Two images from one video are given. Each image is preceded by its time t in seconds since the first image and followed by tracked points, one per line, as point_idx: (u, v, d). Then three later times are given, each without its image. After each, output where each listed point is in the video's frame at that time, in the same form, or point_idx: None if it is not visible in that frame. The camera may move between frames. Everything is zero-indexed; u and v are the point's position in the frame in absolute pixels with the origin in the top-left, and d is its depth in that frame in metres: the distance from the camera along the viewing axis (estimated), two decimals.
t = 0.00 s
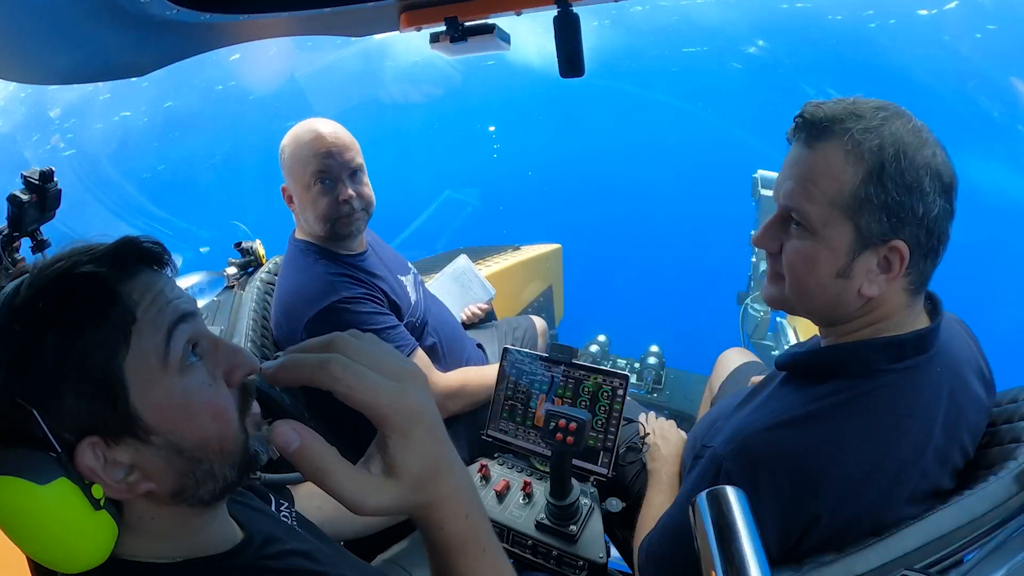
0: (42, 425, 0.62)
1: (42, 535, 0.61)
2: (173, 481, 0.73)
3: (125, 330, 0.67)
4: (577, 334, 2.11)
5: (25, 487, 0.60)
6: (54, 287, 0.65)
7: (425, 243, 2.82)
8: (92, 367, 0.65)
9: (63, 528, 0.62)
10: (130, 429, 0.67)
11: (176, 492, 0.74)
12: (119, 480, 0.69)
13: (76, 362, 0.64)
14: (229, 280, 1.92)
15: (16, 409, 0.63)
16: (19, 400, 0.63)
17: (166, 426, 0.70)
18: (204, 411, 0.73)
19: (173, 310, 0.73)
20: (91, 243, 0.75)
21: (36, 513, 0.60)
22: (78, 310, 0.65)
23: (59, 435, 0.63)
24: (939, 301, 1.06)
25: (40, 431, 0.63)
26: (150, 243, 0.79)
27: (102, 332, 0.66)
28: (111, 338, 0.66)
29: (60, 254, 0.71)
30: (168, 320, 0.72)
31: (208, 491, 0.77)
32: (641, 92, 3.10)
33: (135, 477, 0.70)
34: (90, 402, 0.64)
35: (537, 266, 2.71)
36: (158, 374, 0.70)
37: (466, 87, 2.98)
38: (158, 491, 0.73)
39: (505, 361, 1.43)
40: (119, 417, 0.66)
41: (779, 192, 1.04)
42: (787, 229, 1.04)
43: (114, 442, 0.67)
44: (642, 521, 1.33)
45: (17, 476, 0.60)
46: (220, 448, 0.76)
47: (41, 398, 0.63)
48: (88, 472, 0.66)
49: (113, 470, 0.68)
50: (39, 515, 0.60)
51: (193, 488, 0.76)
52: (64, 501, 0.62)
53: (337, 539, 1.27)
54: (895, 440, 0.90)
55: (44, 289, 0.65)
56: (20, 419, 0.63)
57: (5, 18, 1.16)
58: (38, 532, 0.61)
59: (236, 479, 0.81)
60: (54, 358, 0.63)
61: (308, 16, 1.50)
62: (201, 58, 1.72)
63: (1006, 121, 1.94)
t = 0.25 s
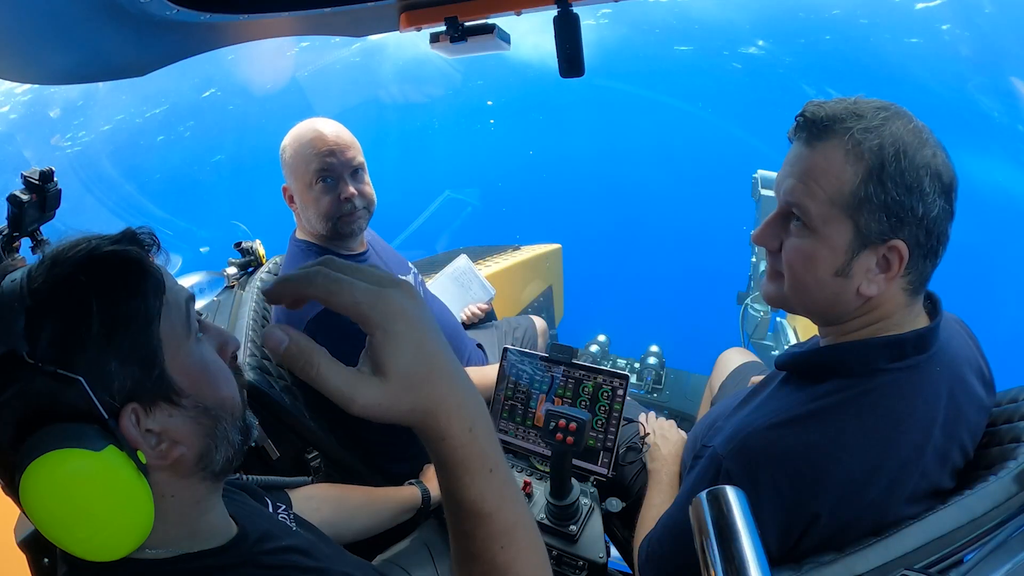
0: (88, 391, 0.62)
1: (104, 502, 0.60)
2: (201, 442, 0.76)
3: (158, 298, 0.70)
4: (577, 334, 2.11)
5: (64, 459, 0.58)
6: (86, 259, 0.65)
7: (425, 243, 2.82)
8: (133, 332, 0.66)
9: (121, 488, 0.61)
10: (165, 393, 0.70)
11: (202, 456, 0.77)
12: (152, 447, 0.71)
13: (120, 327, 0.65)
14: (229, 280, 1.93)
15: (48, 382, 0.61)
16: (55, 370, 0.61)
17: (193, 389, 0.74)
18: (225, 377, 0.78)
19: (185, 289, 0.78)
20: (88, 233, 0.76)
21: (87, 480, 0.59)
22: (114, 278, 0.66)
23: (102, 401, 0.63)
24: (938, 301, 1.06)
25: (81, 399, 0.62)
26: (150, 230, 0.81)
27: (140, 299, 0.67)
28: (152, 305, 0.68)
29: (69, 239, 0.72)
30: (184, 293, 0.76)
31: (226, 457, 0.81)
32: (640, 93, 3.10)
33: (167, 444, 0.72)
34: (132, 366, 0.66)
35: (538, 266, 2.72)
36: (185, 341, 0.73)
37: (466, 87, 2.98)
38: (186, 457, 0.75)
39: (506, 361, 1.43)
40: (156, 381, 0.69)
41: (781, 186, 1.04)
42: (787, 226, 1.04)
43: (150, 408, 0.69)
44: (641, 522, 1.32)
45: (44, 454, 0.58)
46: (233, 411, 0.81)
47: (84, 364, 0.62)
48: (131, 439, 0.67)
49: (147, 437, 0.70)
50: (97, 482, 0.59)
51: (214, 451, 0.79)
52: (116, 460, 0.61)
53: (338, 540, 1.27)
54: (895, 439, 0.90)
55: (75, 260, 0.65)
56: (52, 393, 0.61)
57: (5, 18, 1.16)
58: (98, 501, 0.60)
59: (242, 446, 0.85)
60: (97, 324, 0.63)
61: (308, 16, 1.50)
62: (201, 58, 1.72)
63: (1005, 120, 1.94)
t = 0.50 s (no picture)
0: (91, 393, 0.62)
1: (109, 503, 0.60)
2: (198, 444, 0.77)
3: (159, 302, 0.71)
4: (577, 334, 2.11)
5: (63, 462, 0.58)
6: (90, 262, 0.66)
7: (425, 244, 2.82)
8: (136, 336, 0.67)
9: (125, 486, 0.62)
10: (165, 395, 0.71)
11: (198, 458, 0.78)
12: (151, 450, 0.71)
13: (123, 330, 0.66)
14: (229, 280, 1.92)
15: (51, 386, 0.61)
16: (58, 373, 0.61)
17: (191, 392, 0.75)
18: (220, 382, 0.80)
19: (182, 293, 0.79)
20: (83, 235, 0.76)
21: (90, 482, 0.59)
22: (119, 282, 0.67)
23: (105, 403, 0.64)
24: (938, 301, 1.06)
25: (84, 401, 0.62)
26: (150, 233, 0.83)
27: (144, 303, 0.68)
28: (154, 309, 0.69)
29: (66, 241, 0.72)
30: (183, 298, 0.78)
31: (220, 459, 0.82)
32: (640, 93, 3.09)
33: (166, 446, 0.73)
34: (134, 369, 0.67)
35: (538, 267, 2.72)
36: (182, 346, 0.75)
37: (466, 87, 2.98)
38: (184, 458, 0.76)
39: (505, 361, 1.43)
40: (157, 384, 0.70)
41: (793, 172, 1.03)
42: (794, 213, 1.04)
43: (150, 410, 0.70)
44: (641, 523, 1.32)
45: (42, 459, 0.58)
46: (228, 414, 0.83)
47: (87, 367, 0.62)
48: (132, 441, 0.67)
49: (146, 440, 0.70)
50: (100, 483, 0.60)
51: (211, 453, 0.80)
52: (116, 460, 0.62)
53: (337, 541, 1.27)
54: (895, 439, 0.90)
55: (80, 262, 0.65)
56: (56, 396, 0.61)
57: (4, 18, 1.16)
58: (102, 502, 0.60)
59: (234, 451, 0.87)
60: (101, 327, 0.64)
61: (308, 16, 1.50)
62: (202, 58, 1.72)
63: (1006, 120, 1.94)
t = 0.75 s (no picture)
0: (76, 404, 0.62)
1: (97, 505, 0.62)
2: (186, 452, 0.77)
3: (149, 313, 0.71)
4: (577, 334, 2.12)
5: (50, 467, 0.59)
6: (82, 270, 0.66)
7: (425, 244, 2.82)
8: (123, 346, 0.67)
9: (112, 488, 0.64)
10: (153, 404, 0.72)
11: (186, 466, 0.78)
12: (140, 456, 0.72)
13: (111, 341, 0.66)
14: (229, 280, 1.92)
15: (38, 393, 0.61)
16: (44, 382, 0.61)
17: (181, 401, 0.76)
18: (208, 392, 0.81)
19: (179, 300, 0.80)
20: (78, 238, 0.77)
21: (78, 487, 0.60)
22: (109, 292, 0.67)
23: (89, 414, 0.64)
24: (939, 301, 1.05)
25: (69, 411, 0.62)
26: (148, 239, 0.83)
27: (133, 314, 0.69)
28: (142, 319, 0.70)
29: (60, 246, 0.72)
30: (177, 306, 0.79)
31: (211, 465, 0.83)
32: (640, 93, 3.09)
33: (153, 453, 0.73)
34: (120, 379, 0.67)
35: (538, 267, 2.72)
36: (172, 356, 0.76)
37: (466, 87, 2.99)
38: (172, 465, 0.76)
39: (505, 362, 1.43)
40: (145, 394, 0.70)
41: (803, 167, 1.03)
42: (802, 208, 1.04)
43: (138, 418, 0.70)
44: (642, 520, 1.33)
45: (28, 464, 0.59)
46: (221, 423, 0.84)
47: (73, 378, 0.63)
48: (117, 449, 0.67)
49: (135, 447, 0.71)
50: (87, 488, 0.61)
51: (201, 460, 0.81)
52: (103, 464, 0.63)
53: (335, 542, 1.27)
54: (896, 438, 0.90)
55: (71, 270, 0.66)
56: (43, 403, 0.62)
57: (4, 18, 1.16)
58: (90, 505, 0.61)
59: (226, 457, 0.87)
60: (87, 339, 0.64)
61: (308, 16, 1.50)
62: (201, 58, 1.72)
63: (1005, 120, 1.95)
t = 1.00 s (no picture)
0: (88, 396, 0.63)
1: (111, 496, 0.62)
2: (194, 446, 0.78)
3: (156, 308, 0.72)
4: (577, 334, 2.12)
5: (60, 461, 0.59)
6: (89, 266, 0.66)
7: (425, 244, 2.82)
8: (132, 340, 0.68)
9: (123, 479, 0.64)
10: (162, 398, 0.72)
11: (194, 460, 0.78)
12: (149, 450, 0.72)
13: (120, 336, 0.66)
14: (229, 280, 1.92)
15: (48, 387, 0.61)
16: (56, 374, 0.61)
17: (188, 395, 0.77)
18: (214, 385, 0.82)
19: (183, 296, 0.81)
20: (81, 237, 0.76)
21: (89, 479, 0.60)
22: (117, 288, 0.67)
23: (101, 406, 0.64)
24: (942, 300, 1.05)
25: (81, 404, 0.63)
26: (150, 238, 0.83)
27: (141, 309, 0.69)
28: (150, 313, 0.70)
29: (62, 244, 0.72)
30: (182, 301, 0.79)
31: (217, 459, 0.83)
32: (640, 93, 3.09)
33: (162, 447, 0.73)
34: (130, 372, 0.68)
35: (538, 267, 2.72)
36: (179, 351, 0.76)
37: (467, 87, 2.99)
38: (180, 459, 0.76)
39: (505, 361, 1.43)
40: (154, 386, 0.71)
41: (799, 168, 1.04)
42: (800, 208, 1.05)
43: (148, 411, 0.71)
44: (642, 518, 1.33)
45: (42, 457, 0.59)
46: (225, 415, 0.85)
47: (83, 370, 0.63)
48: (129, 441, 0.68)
49: (144, 441, 0.71)
50: (98, 481, 0.61)
51: (207, 454, 0.81)
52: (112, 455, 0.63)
53: (335, 543, 1.27)
54: (899, 431, 0.90)
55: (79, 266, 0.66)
56: (54, 396, 0.62)
57: (4, 18, 1.16)
58: (104, 497, 0.61)
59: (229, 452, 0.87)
60: (97, 333, 0.64)
61: (308, 16, 1.50)
62: (202, 57, 1.72)
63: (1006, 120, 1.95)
